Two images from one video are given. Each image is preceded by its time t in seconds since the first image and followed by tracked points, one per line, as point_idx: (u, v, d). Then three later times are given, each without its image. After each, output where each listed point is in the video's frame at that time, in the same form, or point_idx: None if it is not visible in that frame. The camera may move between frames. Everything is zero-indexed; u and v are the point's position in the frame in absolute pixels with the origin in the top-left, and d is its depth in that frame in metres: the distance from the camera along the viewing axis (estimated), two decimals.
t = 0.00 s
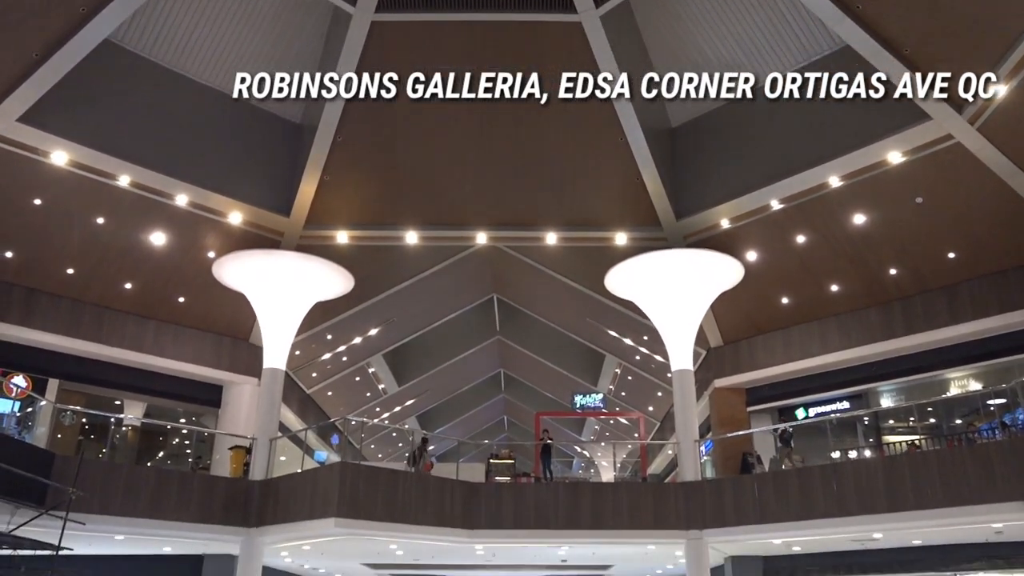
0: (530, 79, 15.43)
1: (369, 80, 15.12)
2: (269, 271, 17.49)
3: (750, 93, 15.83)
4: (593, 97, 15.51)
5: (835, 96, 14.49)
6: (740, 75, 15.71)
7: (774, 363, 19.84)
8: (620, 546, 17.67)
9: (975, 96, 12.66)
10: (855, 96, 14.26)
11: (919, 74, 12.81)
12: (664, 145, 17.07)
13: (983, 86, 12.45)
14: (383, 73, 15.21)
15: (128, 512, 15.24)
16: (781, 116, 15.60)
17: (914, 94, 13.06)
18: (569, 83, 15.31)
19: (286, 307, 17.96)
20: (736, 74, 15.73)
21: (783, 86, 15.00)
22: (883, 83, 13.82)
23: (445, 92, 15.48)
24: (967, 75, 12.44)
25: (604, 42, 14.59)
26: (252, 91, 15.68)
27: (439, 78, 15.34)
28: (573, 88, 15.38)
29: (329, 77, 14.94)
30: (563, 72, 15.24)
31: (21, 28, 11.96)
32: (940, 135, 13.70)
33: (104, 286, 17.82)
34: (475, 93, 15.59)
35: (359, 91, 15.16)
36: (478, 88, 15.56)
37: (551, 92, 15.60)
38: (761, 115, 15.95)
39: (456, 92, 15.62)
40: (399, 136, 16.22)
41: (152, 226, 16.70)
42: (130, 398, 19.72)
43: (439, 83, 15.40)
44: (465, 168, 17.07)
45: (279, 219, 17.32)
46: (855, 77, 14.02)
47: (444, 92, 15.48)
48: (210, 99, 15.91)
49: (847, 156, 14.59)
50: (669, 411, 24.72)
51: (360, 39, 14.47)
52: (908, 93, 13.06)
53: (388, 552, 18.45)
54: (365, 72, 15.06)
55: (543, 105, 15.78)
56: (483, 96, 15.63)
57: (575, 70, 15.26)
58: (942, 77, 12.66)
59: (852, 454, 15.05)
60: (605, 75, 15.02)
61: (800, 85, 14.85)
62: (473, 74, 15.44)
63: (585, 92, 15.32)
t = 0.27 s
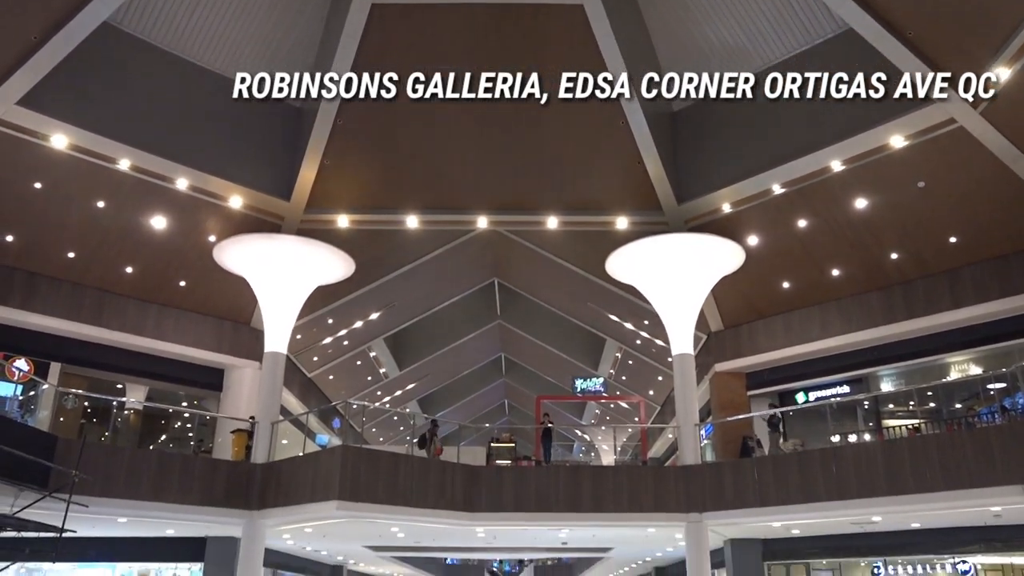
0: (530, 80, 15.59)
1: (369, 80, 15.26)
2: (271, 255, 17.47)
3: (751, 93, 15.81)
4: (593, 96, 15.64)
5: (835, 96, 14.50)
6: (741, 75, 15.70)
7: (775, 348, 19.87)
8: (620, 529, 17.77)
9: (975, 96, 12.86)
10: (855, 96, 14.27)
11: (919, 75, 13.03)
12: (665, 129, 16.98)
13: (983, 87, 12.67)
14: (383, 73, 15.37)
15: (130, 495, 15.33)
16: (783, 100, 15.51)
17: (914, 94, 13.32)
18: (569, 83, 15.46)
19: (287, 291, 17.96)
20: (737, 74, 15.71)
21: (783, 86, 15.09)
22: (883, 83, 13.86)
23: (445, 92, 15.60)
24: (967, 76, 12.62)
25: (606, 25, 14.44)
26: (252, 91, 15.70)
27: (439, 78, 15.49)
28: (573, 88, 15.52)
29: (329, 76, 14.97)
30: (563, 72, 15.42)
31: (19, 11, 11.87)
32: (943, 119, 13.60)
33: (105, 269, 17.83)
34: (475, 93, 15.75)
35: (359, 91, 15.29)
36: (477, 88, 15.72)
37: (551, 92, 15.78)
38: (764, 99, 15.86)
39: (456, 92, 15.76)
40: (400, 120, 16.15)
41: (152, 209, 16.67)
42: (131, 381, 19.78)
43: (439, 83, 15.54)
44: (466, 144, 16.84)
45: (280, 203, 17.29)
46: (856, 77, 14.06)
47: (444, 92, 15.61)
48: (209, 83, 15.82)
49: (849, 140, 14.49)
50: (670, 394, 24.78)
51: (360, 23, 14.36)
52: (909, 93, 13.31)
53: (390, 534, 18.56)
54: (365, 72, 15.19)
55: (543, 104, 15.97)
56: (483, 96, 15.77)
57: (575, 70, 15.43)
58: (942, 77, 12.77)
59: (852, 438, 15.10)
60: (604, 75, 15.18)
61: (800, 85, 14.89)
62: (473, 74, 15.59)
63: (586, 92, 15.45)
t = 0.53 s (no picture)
0: (530, 79, 15.71)
1: (369, 80, 15.40)
2: (273, 232, 17.45)
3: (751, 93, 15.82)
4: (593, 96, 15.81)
5: (835, 96, 14.52)
6: (741, 75, 15.76)
7: (776, 324, 19.89)
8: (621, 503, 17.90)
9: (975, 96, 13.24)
10: (855, 97, 14.30)
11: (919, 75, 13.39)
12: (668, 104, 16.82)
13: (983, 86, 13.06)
14: (383, 73, 15.46)
15: (135, 469, 15.45)
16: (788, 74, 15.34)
17: (913, 95, 13.60)
18: (569, 83, 15.63)
19: (289, 267, 17.96)
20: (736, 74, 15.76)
21: (783, 86, 15.16)
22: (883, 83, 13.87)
23: (445, 92, 15.78)
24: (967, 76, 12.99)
25: None
26: (252, 91, 15.84)
27: (439, 78, 15.65)
28: (573, 88, 15.70)
29: (330, 77, 15.12)
30: (563, 72, 15.53)
31: None
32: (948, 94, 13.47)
33: (107, 245, 17.82)
34: (475, 93, 15.93)
35: (359, 91, 15.46)
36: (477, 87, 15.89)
37: (551, 92, 15.96)
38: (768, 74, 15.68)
39: (456, 91, 15.95)
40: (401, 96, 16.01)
41: (153, 185, 16.63)
42: (134, 357, 19.85)
43: (439, 83, 15.72)
44: (467, 121, 16.73)
45: (281, 179, 17.22)
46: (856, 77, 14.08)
47: (444, 91, 15.80)
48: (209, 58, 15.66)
49: (853, 114, 14.36)
50: (671, 371, 24.84)
51: None
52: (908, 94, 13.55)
53: (393, 508, 18.71)
54: (365, 72, 15.31)
55: (543, 104, 16.25)
56: (483, 95, 15.99)
57: (575, 70, 15.54)
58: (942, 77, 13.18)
59: (852, 414, 15.18)
60: (605, 75, 15.38)
61: (800, 85, 14.96)
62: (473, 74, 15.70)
63: (585, 92, 15.62)
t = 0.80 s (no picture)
0: (530, 80, 15.99)
1: (369, 80, 15.74)
2: (272, 212, 17.42)
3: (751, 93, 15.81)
4: (592, 96, 16.12)
5: (835, 97, 14.54)
6: (741, 75, 15.76)
7: (775, 305, 19.91)
8: (619, 482, 18.02)
9: (975, 95, 13.64)
10: (855, 96, 14.41)
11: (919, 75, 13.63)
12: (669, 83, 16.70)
13: (982, 86, 13.46)
14: (383, 73, 15.79)
15: (137, 448, 15.54)
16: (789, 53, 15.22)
17: (913, 94, 13.89)
18: (569, 83, 15.93)
19: (288, 247, 17.94)
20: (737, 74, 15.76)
21: (783, 86, 15.17)
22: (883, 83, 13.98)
23: (445, 92, 16.09)
24: (967, 75, 13.38)
25: None
26: (252, 91, 15.85)
27: (439, 78, 15.94)
28: (573, 88, 16.01)
29: (330, 77, 15.48)
30: (564, 72, 15.81)
31: None
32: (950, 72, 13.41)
33: (106, 225, 17.79)
34: (475, 93, 16.23)
35: (359, 91, 15.80)
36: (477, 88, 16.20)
37: (551, 92, 16.26)
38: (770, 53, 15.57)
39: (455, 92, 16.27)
40: (399, 76, 15.91)
41: (151, 165, 16.57)
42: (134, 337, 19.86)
43: (439, 83, 16.03)
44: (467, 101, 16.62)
45: (279, 159, 17.15)
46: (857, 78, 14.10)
47: (444, 92, 16.11)
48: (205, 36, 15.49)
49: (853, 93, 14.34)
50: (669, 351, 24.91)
51: None
52: (908, 93, 13.84)
53: (392, 487, 18.82)
54: (365, 72, 15.66)
55: (543, 104, 16.59)
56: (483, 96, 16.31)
57: (574, 70, 15.82)
58: (942, 77, 13.49)
59: (850, 393, 15.26)
60: (605, 75, 15.68)
61: (800, 86, 14.98)
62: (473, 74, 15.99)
63: (585, 91, 15.92)
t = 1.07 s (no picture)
0: (530, 80, 16.33)
1: (369, 80, 16.07)
2: (270, 190, 17.35)
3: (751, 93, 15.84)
4: (592, 95, 16.46)
5: (835, 96, 14.74)
6: (741, 75, 15.81)
7: (774, 283, 19.91)
8: (618, 459, 18.11)
9: (975, 95, 14.02)
10: (855, 96, 14.59)
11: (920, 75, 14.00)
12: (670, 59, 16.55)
13: (982, 86, 13.82)
14: (383, 73, 16.11)
15: (137, 425, 15.61)
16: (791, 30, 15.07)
17: (913, 93, 14.30)
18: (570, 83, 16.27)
19: (286, 225, 17.90)
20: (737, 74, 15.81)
21: (783, 86, 15.20)
22: (883, 83, 14.29)
23: (445, 92, 16.42)
24: (968, 75, 13.71)
25: None
26: (252, 91, 15.96)
27: (439, 78, 16.24)
28: (572, 88, 16.37)
29: (330, 77, 15.71)
30: (563, 72, 16.13)
31: None
32: (952, 49, 13.29)
33: (104, 202, 17.72)
34: (475, 93, 16.55)
35: (359, 90, 16.12)
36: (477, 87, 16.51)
37: (551, 92, 16.62)
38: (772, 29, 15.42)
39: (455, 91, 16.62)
40: (397, 54, 15.74)
41: (149, 142, 16.47)
42: (134, 315, 19.87)
43: (439, 83, 16.35)
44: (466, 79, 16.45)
45: (277, 136, 17.06)
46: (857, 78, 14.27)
47: (444, 91, 16.45)
48: (201, 12, 15.31)
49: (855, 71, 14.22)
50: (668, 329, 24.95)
51: None
52: (909, 93, 14.26)
53: (392, 463, 18.93)
54: (365, 72, 15.97)
55: (543, 104, 16.99)
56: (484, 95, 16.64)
57: (575, 71, 16.14)
58: (943, 77, 13.85)
59: (847, 371, 15.32)
60: (604, 75, 15.97)
61: (800, 86, 15.03)
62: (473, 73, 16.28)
63: (584, 91, 16.25)
